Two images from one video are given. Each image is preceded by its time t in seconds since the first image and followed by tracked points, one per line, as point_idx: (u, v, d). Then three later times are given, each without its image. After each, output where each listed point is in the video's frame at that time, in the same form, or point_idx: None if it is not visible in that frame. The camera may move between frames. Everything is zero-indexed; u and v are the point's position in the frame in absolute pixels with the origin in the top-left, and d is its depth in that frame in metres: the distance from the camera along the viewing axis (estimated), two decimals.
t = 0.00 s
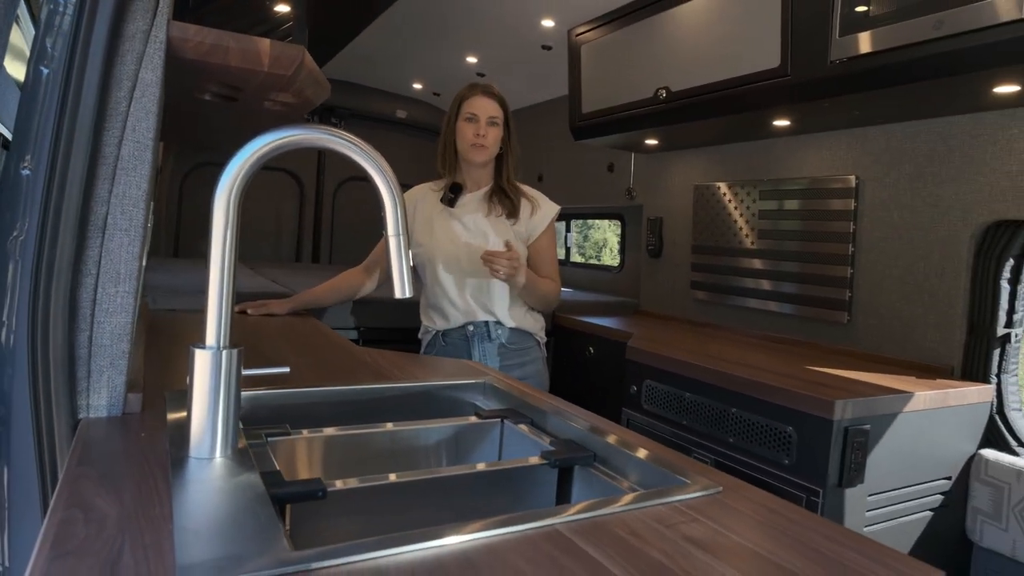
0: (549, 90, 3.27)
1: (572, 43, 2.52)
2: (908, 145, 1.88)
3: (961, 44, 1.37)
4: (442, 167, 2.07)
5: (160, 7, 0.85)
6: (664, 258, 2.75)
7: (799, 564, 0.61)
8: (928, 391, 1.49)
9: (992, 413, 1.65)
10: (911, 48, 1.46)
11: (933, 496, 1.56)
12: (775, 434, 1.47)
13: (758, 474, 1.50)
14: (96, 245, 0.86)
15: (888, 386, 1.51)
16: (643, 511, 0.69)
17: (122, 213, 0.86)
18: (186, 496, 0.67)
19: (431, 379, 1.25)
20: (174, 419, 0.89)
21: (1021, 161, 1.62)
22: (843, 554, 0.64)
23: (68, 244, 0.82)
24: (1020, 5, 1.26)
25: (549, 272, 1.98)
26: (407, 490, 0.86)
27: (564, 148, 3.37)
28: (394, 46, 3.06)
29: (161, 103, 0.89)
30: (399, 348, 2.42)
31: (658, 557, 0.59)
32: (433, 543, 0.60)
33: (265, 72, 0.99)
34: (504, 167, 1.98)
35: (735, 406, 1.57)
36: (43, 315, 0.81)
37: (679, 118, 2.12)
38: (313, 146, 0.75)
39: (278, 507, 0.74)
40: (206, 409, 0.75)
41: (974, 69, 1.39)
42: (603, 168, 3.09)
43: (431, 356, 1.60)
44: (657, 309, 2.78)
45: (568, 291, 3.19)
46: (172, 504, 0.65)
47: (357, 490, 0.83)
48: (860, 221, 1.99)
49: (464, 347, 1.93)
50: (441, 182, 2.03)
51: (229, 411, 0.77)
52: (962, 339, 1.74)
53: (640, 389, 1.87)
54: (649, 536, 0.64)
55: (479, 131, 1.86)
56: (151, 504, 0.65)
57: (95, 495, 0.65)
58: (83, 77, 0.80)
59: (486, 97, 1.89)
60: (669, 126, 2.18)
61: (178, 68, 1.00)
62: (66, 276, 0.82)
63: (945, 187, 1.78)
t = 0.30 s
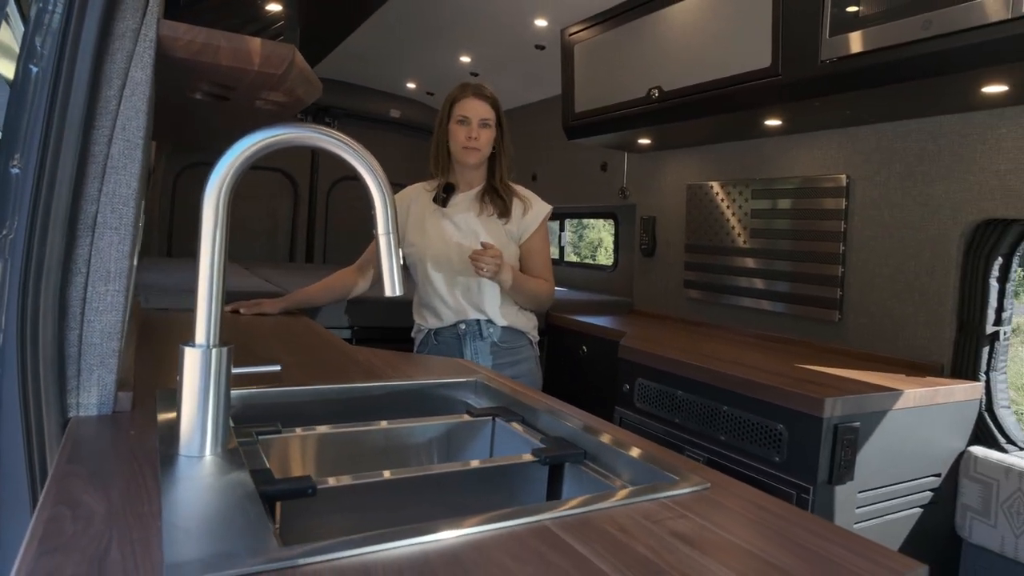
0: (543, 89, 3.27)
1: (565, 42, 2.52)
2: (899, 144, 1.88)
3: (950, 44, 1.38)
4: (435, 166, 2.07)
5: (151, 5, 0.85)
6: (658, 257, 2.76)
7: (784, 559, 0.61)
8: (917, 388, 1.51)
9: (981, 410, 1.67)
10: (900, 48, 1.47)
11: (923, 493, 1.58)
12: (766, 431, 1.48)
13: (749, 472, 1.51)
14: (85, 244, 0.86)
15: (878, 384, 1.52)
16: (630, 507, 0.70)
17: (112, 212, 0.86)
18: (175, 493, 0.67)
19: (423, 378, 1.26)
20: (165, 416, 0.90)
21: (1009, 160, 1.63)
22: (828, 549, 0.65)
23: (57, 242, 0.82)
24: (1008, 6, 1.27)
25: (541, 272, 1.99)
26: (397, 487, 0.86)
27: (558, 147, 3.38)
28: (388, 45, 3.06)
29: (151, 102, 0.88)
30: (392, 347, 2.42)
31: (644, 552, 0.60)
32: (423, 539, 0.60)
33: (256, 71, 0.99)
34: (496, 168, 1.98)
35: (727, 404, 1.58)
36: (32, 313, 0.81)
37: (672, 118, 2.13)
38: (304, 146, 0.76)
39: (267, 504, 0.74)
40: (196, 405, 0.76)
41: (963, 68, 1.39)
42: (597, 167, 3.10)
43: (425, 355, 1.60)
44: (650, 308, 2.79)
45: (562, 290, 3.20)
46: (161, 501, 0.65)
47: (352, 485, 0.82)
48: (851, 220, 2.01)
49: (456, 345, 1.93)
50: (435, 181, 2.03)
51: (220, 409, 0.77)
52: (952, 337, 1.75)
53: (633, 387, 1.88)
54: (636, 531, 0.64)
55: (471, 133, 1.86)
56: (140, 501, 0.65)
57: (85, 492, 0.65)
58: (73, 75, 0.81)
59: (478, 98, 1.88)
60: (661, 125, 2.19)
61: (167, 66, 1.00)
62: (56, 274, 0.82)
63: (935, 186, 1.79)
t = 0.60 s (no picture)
0: (537, 89, 3.27)
1: (557, 42, 2.52)
2: (889, 144, 1.89)
3: (937, 43, 1.39)
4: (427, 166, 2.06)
5: (136, 3, 0.85)
6: (651, 256, 2.76)
7: (763, 555, 0.62)
8: (907, 387, 1.51)
9: (971, 408, 1.67)
10: (887, 47, 1.48)
11: (913, 490, 1.58)
12: (756, 430, 1.48)
13: (739, 470, 1.52)
14: (70, 242, 0.85)
15: (868, 382, 1.53)
16: (612, 504, 0.70)
17: (97, 210, 0.86)
18: (157, 492, 0.67)
19: (412, 376, 1.26)
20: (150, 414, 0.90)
21: (998, 159, 1.64)
22: (808, 545, 0.65)
23: (42, 242, 0.81)
24: (998, 4, 1.28)
25: (533, 271, 1.99)
26: (382, 486, 0.86)
27: (552, 147, 3.38)
28: (381, 44, 3.06)
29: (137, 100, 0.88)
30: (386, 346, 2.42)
31: (625, 549, 0.60)
32: (405, 536, 0.60)
33: (242, 69, 0.99)
34: (488, 168, 1.98)
35: (718, 403, 1.59)
36: (16, 313, 0.81)
37: (664, 117, 2.13)
38: (289, 144, 0.75)
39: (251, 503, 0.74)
40: (179, 403, 0.75)
41: (950, 67, 1.40)
42: (590, 167, 3.10)
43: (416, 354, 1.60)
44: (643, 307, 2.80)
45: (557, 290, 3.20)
46: (143, 499, 0.65)
47: (344, 483, 0.82)
48: (842, 219, 2.01)
49: (448, 344, 1.93)
50: (427, 181, 2.03)
51: (204, 408, 0.77)
52: (942, 336, 1.76)
53: (625, 386, 1.88)
54: (618, 528, 0.64)
55: (463, 133, 1.85)
56: (121, 500, 0.65)
57: (66, 491, 0.65)
58: (57, 71, 0.80)
59: (471, 99, 1.88)
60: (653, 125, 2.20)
61: (153, 65, 0.99)
62: (40, 273, 0.82)
63: (925, 185, 1.80)
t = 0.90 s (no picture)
0: (531, 88, 3.27)
1: (550, 40, 2.51)
2: (880, 142, 1.89)
3: (926, 41, 1.38)
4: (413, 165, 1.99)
5: None
6: (644, 255, 2.76)
7: (742, 554, 0.61)
8: (896, 385, 1.51)
9: (961, 407, 1.67)
10: (876, 45, 1.48)
11: (903, 489, 1.58)
12: (746, 429, 1.48)
13: (729, 469, 1.52)
14: (49, 241, 0.85)
15: (858, 381, 1.53)
16: (594, 503, 0.70)
17: (76, 208, 0.85)
18: (132, 491, 0.66)
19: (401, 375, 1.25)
20: (132, 413, 0.89)
21: (988, 158, 1.64)
22: (789, 544, 0.64)
23: (20, 240, 0.81)
24: (987, 1, 1.27)
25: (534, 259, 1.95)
26: (366, 485, 0.86)
27: (545, 146, 3.37)
28: (375, 43, 3.05)
29: (118, 96, 0.87)
30: (380, 346, 2.42)
31: (602, 548, 0.59)
32: (381, 535, 0.60)
33: (226, 65, 0.98)
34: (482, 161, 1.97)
35: (708, 402, 1.58)
36: None
37: (656, 116, 2.12)
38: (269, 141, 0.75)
39: (230, 502, 0.73)
40: (158, 403, 0.75)
41: (938, 65, 1.40)
42: (584, 166, 3.10)
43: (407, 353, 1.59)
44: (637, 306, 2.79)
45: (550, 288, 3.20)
46: (118, 500, 0.65)
47: (334, 482, 0.82)
48: (834, 218, 2.01)
49: (441, 339, 1.92)
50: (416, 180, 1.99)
51: (182, 406, 0.77)
52: (932, 335, 1.76)
53: (616, 385, 1.88)
54: (597, 527, 0.64)
55: (475, 137, 1.83)
56: (95, 499, 0.64)
57: (39, 490, 0.65)
58: (34, 68, 0.79)
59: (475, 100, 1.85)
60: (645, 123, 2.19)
61: (136, 61, 0.99)
62: (18, 272, 0.81)
63: (916, 183, 1.80)
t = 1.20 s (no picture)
0: (523, 87, 3.26)
1: (540, 39, 2.50)
2: (868, 141, 1.89)
3: (912, 40, 1.38)
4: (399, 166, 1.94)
5: None
6: (636, 255, 2.75)
7: (713, 557, 0.60)
8: (883, 385, 1.51)
9: (950, 406, 1.67)
10: (862, 43, 1.48)
11: (891, 489, 1.58)
12: (734, 429, 1.47)
13: (716, 469, 1.51)
14: (20, 241, 0.83)
15: (845, 380, 1.52)
16: (567, 505, 0.69)
17: (48, 207, 0.84)
18: (97, 495, 0.65)
19: (385, 376, 1.25)
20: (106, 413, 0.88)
21: (975, 157, 1.63)
22: (761, 547, 0.64)
23: None
24: None
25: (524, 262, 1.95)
26: (342, 486, 0.85)
27: (538, 145, 3.37)
28: (366, 41, 3.04)
29: (90, 95, 0.86)
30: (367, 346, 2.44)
31: (571, 552, 0.59)
32: (345, 538, 0.58)
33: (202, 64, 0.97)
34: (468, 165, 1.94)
35: (695, 402, 1.58)
36: None
37: (646, 115, 2.12)
38: (240, 139, 0.74)
39: (198, 506, 0.72)
40: (128, 405, 0.74)
41: (924, 63, 1.39)
42: (576, 165, 3.09)
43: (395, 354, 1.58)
44: (629, 306, 2.79)
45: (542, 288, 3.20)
46: (81, 504, 0.64)
47: (323, 481, 0.81)
48: (823, 217, 2.01)
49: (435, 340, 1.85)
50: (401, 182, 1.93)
51: (152, 407, 0.76)
52: (921, 334, 1.76)
53: (605, 385, 1.87)
54: (569, 530, 0.63)
55: (465, 147, 1.80)
56: (58, 503, 0.64)
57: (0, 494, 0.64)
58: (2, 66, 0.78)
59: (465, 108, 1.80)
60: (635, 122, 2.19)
61: (112, 60, 0.97)
62: None
63: (905, 183, 1.79)
